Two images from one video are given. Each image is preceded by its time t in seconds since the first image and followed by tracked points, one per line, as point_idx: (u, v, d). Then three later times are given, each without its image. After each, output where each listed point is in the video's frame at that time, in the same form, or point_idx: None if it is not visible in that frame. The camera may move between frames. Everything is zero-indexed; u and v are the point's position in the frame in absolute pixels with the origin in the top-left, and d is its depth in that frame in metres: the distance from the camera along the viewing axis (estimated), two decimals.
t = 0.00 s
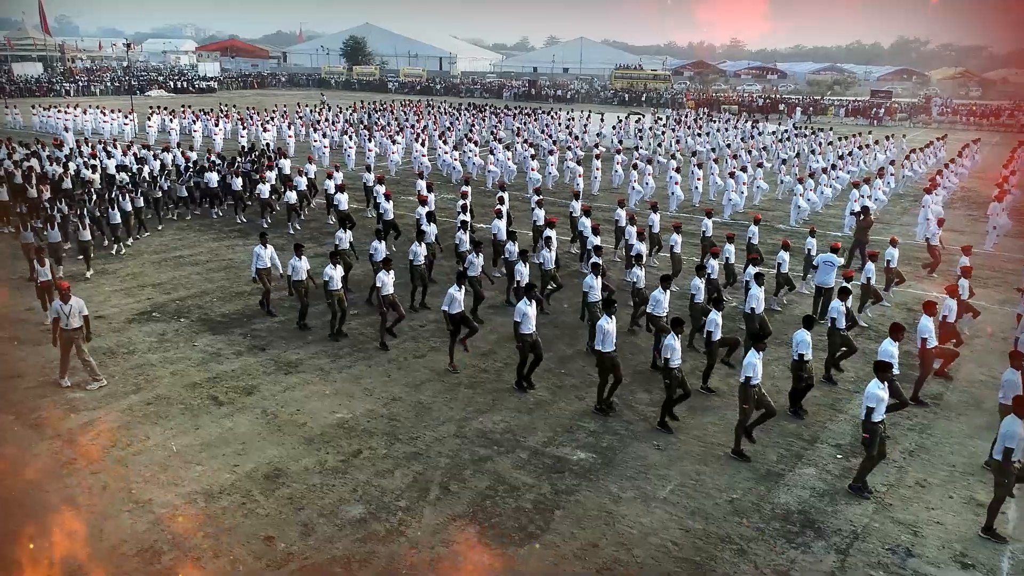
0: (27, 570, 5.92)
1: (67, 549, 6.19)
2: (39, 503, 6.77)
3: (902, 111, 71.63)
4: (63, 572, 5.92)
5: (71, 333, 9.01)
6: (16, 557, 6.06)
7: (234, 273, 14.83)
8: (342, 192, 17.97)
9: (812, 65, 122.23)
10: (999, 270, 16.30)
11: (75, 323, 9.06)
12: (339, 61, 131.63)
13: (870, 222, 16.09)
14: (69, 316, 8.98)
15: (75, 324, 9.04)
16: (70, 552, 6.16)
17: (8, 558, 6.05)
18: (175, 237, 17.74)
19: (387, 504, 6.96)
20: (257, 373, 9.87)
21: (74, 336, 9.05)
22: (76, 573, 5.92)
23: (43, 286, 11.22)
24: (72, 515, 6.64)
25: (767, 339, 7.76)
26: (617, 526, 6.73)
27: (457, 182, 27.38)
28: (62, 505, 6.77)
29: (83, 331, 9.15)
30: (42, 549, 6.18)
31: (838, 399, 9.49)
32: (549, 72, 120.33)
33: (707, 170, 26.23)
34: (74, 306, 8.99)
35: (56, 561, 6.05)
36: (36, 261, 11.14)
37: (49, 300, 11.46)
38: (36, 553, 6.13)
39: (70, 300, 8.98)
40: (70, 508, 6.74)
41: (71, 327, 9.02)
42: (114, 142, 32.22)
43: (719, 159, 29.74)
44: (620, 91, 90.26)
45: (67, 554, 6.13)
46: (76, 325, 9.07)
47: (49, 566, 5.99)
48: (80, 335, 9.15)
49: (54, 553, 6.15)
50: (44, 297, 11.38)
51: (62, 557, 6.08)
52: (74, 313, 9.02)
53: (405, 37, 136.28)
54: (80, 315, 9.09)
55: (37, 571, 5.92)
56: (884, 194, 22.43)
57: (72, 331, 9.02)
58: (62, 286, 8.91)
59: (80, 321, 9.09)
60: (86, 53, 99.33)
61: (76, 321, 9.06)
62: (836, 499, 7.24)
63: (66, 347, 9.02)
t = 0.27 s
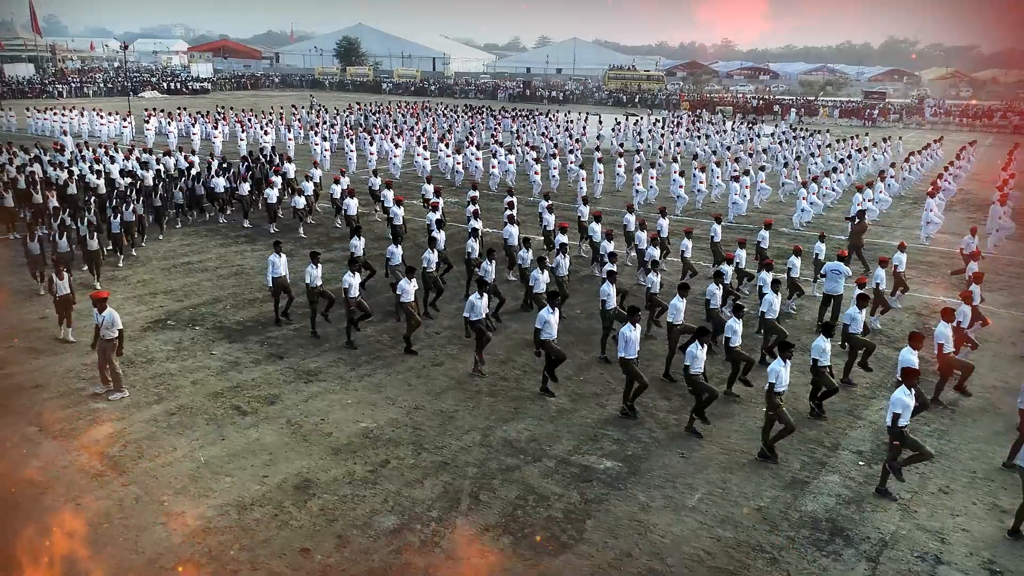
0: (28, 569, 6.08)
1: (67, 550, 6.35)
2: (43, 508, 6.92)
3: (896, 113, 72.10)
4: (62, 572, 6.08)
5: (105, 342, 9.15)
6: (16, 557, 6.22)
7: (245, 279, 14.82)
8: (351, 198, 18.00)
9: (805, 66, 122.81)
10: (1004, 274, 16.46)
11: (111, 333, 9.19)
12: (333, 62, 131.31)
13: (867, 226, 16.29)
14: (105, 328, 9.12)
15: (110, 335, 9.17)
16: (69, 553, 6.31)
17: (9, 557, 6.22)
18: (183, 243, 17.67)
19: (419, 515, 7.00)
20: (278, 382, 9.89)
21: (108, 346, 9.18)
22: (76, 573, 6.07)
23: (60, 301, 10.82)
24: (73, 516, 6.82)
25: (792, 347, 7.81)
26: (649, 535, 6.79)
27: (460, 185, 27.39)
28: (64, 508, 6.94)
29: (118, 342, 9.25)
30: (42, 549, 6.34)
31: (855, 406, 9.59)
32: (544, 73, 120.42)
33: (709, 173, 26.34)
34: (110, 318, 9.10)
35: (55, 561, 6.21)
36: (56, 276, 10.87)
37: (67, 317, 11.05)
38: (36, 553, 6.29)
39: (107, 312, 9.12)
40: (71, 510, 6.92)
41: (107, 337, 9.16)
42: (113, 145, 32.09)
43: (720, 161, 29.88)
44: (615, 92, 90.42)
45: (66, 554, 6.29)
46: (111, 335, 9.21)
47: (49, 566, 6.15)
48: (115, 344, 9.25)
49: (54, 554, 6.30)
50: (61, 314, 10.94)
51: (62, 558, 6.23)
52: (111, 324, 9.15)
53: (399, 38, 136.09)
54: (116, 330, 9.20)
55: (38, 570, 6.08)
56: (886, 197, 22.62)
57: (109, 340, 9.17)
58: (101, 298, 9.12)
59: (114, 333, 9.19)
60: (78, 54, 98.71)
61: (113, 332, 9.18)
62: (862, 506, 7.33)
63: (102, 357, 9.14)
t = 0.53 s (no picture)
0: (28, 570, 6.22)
1: (67, 550, 6.49)
2: (45, 509, 7.07)
3: (890, 113, 72.43)
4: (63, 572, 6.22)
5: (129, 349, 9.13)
6: (17, 558, 6.37)
7: (254, 284, 14.80)
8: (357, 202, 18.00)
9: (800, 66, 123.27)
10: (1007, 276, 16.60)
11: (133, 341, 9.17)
12: (328, 62, 131.14)
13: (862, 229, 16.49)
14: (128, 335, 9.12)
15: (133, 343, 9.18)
16: (69, 553, 6.45)
17: (11, 558, 6.37)
18: (187, 248, 17.57)
19: (445, 523, 7.04)
20: (294, 389, 9.90)
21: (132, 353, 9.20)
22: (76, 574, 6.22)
23: (74, 310, 10.77)
24: (74, 516, 6.97)
25: (811, 354, 7.86)
26: (674, 542, 6.85)
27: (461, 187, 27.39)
28: (65, 508, 7.09)
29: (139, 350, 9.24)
30: (42, 549, 6.50)
31: (869, 411, 9.68)
32: (540, 74, 120.50)
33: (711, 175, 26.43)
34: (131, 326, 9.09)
35: (55, 562, 6.35)
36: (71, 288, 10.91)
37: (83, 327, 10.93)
38: (36, 553, 6.44)
39: (131, 320, 9.12)
40: (71, 510, 7.07)
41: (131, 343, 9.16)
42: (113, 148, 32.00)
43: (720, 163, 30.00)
44: (611, 93, 90.60)
45: (66, 555, 6.43)
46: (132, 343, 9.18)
47: (49, 567, 6.29)
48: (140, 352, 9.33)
49: (54, 554, 6.44)
50: (76, 325, 10.86)
51: (62, 558, 6.38)
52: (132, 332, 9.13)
53: (394, 38, 135.82)
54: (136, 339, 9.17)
55: (39, 571, 6.22)
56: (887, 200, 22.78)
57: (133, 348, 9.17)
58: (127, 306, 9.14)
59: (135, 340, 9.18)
60: (72, 54, 98.29)
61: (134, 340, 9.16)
62: (882, 512, 7.40)
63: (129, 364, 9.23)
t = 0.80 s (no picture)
0: (29, 570, 6.35)
1: (67, 550, 6.63)
2: (45, 509, 7.20)
3: (886, 115, 72.79)
4: (63, 571, 6.36)
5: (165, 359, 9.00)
6: (18, 558, 6.50)
7: (265, 289, 14.79)
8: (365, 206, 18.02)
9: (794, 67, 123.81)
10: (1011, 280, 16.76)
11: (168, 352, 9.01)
12: (323, 63, 130.98)
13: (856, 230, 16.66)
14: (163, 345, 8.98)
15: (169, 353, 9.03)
16: (69, 554, 6.59)
17: (12, 557, 6.49)
18: (195, 253, 17.47)
19: (474, 531, 7.08)
20: (314, 396, 9.92)
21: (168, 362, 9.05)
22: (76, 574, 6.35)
23: (95, 325, 10.49)
24: (73, 517, 7.11)
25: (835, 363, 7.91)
26: (703, 549, 6.92)
27: (464, 191, 27.42)
28: (64, 509, 7.23)
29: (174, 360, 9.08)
30: (42, 549, 6.63)
31: (885, 416, 9.78)
32: (535, 74, 120.65)
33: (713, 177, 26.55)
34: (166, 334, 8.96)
35: (55, 562, 6.48)
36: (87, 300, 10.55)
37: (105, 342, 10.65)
38: (36, 554, 6.57)
39: (165, 328, 9.02)
40: (71, 511, 7.21)
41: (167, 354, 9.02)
42: (112, 152, 31.89)
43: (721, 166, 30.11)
44: (607, 94, 90.88)
45: (65, 555, 6.56)
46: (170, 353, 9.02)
47: (49, 566, 6.42)
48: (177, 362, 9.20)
49: (54, 555, 6.57)
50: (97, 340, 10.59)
51: (61, 558, 6.51)
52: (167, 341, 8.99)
53: (389, 38, 135.69)
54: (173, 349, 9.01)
55: (39, 571, 6.36)
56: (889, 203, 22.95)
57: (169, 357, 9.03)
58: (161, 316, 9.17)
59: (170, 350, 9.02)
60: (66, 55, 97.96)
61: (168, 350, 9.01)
62: (906, 518, 7.49)
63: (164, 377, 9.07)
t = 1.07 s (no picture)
0: (29, 569, 6.49)
1: (66, 550, 6.77)
2: (45, 511, 7.35)
3: (882, 116, 73.13)
4: (64, 571, 6.49)
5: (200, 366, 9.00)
6: (19, 557, 6.63)
7: (276, 295, 14.77)
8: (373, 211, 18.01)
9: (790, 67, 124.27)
10: (1016, 283, 16.91)
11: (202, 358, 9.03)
12: (318, 64, 130.85)
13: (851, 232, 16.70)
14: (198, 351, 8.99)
15: (205, 359, 9.05)
16: (69, 554, 6.72)
17: (12, 557, 6.62)
18: (203, 259, 17.39)
19: (504, 540, 7.12)
20: (335, 403, 9.95)
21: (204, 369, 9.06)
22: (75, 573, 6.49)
23: (117, 337, 10.25)
24: (73, 518, 7.26)
25: (858, 371, 8.00)
26: (732, 556, 6.98)
27: (468, 194, 27.45)
28: (64, 510, 7.38)
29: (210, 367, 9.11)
30: (42, 550, 6.75)
31: (902, 422, 9.87)
32: (531, 75, 120.73)
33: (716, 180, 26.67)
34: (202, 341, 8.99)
35: (55, 562, 6.62)
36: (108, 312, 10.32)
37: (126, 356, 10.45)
38: (37, 554, 6.70)
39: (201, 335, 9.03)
40: (70, 512, 7.36)
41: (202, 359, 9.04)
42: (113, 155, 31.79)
43: (723, 168, 30.24)
44: (603, 95, 91.13)
45: (65, 556, 6.69)
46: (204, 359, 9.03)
47: (49, 566, 6.55)
48: (212, 369, 9.26)
49: (54, 555, 6.70)
50: (119, 352, 10.34)
51: (61, 558, 6.65)
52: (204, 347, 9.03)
53: (384, 39, 135.59)
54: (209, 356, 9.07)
55: (39, 570, 6.49)
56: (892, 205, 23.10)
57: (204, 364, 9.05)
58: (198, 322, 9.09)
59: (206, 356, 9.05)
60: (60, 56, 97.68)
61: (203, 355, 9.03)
62: (930, 524, 7.58)
63: (199, 383, 9.07)
